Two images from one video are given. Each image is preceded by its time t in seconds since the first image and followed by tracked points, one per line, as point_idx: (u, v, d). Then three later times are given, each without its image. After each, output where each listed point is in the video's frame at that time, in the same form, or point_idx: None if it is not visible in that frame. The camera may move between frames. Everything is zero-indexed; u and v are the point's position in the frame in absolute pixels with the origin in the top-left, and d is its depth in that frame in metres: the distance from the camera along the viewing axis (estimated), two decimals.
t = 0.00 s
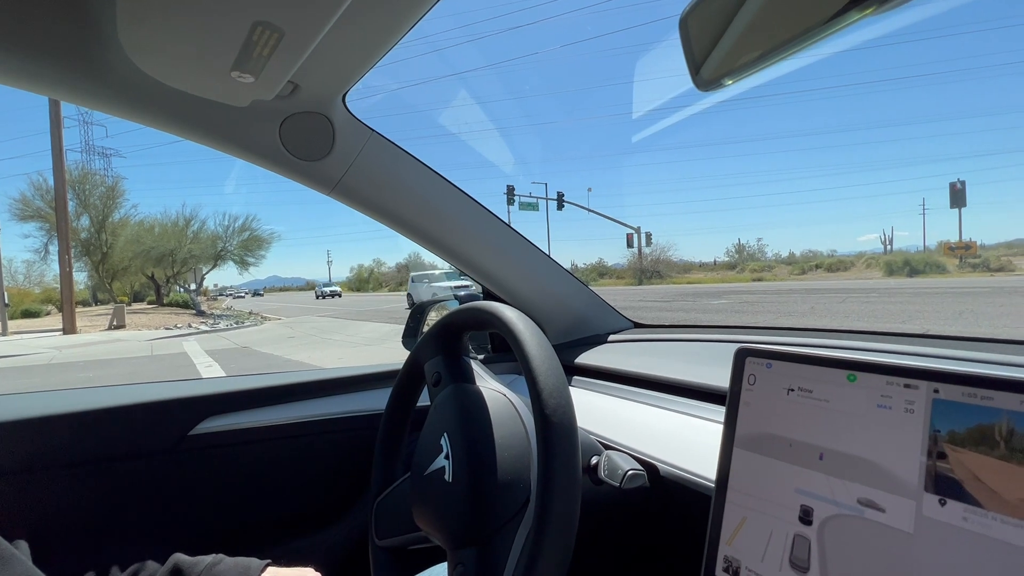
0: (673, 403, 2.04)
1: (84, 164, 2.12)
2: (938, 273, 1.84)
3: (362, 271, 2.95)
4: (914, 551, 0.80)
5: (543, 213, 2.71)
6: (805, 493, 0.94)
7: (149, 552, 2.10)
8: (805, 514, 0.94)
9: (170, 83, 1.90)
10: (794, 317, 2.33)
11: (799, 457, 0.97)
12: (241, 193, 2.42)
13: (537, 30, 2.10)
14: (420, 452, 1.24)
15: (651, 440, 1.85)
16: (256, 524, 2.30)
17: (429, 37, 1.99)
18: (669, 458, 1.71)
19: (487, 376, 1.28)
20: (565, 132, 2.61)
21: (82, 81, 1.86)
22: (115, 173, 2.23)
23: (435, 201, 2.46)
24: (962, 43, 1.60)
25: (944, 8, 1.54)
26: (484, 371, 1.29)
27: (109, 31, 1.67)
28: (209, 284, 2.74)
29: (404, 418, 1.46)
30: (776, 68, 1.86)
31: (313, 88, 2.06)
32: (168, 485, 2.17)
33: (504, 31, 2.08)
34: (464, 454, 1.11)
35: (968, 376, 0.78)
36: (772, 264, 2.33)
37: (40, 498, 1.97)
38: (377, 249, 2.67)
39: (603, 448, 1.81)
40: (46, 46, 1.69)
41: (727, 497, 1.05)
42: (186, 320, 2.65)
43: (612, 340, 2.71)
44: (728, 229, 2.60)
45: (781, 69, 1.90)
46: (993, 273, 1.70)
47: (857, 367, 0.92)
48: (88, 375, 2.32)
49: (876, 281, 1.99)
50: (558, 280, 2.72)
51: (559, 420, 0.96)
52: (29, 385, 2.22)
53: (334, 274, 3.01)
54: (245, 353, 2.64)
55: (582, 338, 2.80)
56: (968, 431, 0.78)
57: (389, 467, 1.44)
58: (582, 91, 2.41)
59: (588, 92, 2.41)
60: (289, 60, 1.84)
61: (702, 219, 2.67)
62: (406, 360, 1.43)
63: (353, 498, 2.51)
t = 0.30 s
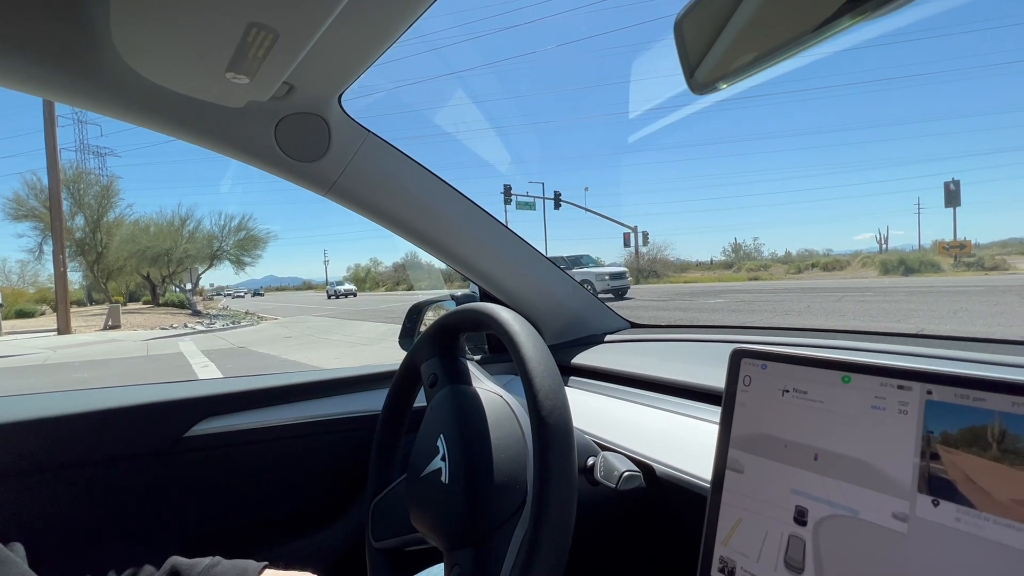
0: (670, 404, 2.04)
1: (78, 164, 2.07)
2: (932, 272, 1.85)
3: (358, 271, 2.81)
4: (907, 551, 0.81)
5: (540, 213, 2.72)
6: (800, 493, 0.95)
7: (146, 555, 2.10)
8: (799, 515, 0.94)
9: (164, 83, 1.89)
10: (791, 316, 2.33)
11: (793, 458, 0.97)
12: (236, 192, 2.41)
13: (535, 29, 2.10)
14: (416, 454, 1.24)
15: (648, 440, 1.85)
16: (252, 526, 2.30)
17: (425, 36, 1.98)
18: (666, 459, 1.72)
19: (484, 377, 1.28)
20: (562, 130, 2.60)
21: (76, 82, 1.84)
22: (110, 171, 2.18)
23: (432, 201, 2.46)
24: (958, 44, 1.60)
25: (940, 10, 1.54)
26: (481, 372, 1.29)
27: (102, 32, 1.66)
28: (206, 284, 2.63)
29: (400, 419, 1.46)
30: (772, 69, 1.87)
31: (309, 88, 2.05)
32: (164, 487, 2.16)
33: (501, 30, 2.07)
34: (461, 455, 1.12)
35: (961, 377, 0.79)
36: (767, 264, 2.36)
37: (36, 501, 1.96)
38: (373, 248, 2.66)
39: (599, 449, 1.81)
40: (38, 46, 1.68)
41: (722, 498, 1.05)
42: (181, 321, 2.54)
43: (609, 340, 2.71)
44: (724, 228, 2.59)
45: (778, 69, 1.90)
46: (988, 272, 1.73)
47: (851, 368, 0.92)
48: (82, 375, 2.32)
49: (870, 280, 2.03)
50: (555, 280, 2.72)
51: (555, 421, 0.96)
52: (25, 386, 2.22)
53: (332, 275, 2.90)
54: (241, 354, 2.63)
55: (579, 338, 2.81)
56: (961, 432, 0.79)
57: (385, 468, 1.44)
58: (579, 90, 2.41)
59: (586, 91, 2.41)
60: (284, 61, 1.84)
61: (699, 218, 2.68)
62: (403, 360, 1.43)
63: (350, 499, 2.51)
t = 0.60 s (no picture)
0: (666, 402, 2.05)
1: (72, 164, 2.06)
2: (926, 271, 1.88)
3: (355, 270, 2.76)
4: (900, 548, 0.82)
5: (536, 213, 2.73)
6: (794, 491, 0.95)
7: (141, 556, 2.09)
8: (794, 512, 0.95)
9: (158, 82, 1.88)
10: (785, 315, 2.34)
11: (788, 455, 0.98)
12: (231, 192, 2.41)
13: (531, 29, 2.10)
14: (413, 454, 1.24)
15: (644, 439, 1.86)
16: (248, 527, 2.30)
17: (420, 36, 1.98)
18: (662, 458, 1.72)
19: (480, 377, 1.29)
20: (557, 131, 2.61)
21: (69, 81, 1.84)
22: (103, 171, 2.16)
23: (428, 201, 2.46)
24: (952, 44, 1.62)
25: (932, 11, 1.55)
26: (477, 372, 1.30)
27: (96, 30, 1.65)
28: (201, 284, 2.62)
29: (396, 419, 1.46)
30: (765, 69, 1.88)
31: (304, 88, 2.05)
32: (159, 488, 2.16)
33: (497, 30, 2.08)
34: (457, 455, 1.12)
35: (952, 375, 0.80)
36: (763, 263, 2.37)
37: (31, 503, 1.95)
38: (368, 249, 2.66)
39: (595, 448, 1.82)
40: (31, 46, 1.67)
41: (718, 495, 1.06)
42: (177, 321, 2.56)
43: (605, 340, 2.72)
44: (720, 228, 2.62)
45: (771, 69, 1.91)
46: (980, 271, 1.75)
47: (844, 366, 0.93)
48: (77, 377, 2.30)
49: (865, 279, 2.03)
50: (551, 279, 2.72)
51: (551, 420, 0.96)
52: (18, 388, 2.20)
53: (328, 276, 2.76)
54: (236, 355, 2.62)
55: (575, 337, 2.81)
56: (952, 429, 0.79)
57: (382, 468, 1.44)
58: (574, 90, 2.42)
59: (580, 92, 2.42)
60: (279, 60, 1.83)
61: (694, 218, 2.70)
62: (400, 361, 1.43)
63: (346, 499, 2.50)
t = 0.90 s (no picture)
0: (660, 401, 2.06)
1: (62, 163, 2.07)
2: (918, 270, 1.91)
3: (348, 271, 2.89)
4: (889, 543, 0.83)
5: (530, 213, 2.73)
6: (786, 487, 0.96)
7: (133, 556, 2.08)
8: (786, 509, 0.96)
9: (150, 81, 1.87)
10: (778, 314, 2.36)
11: (780, 452, 0.99)
12: (224, 192, 2.40)
13: (525, 29, 2.11)
14: (408, 453, 1.24)
15: (638, 437, 1.87)
16: (242, 527, 2.29)
17: (415, 36, 1.99)
18: (656, 456, 1.73)
19: (475, 376, 1.29)
20: (551, 131, 2.62)
21: (59, 80, 1.83)
22: (95, 170, 2.17)
23: (422, 200, 2.45)
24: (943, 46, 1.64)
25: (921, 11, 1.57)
26: (471, 371, 1.30)
27: (87, 29, 1.64)
28: (194, 285, 2.63)
29: (391, 419, 1.46)
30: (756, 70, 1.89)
31: (298, 87, 2.05)
32: (152, 489, 2.14)
33: (491, 30, 2.08)
34: (452, 454, 1.12)
35: (941, 372, 0.81)
36: (756, 263, 2.39)
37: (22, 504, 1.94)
38: (363, 249, 2.66)
39: (590, 447, 1.82)
40: (21, 44, 1.66)
41: (711, 493, 1.07)
42: (169, 322, 2.55)
43: (599, 339, 2.73)
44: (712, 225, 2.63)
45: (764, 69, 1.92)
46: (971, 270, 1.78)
47: (836, 364, 0.94)
48: (71, 378, 2.28)
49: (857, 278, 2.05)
50: (546, 279, 2.72)
51: (545, 419, 0.97)
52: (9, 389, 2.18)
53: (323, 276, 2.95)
54: (230, 355, 2.61)
55: (569, 337, 2.82)
56: (941, 425, 0.80)
57: (376, 468, 1.44)
58: (568, 91, 2.43)
59: (574, 92, 2.43)
60: (272, 59, 1.83)
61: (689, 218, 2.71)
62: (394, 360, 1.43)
63: (341, 499, 2.50)
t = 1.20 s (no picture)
0: (652, 399, 2.07)
1: (49, 162, 2.03)
2: (906, 270, 1.87)
3: (342, 270, 2.91)
4: (876, 538, 0.83)
5: (524, 213, 2.73)
6: (775, 484, 0.97)
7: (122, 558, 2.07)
8: (774, 504, 0.96)
9: (138, 78, 1.86)
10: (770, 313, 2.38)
11: (768, 448, 1.00)
12: (214, 191, 2.38)
13: (517, 29, 2.11)
14: (399, 453, 1.24)
15: (630, 435, 1.87)
16: (232, 528, 2.27)
17: (407, 34, 1.99)
18: (648, 454, 1.74)
19: (467, 375, 1.29)
20: (543, 131, 2.63)
21: (46, 77, 1.81)
22: (83, 170, 2.12)
23: (414, 199, 2.45)
24: (931, 48, 1.66)
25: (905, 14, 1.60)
26: (463, 370, 1.30)
27: (73, 25, 1.62)
28: (184, 284, 2.60)
29: (383, 419, 1.46)
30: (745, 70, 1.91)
31: (288, 84, 2.04)
32: (141, 490, 2.12)
33: (483, 29, 2.08)
34: (444, 453, 1.12)
35: (927, 368, 0.82)
36: (748, 262, 2.40)
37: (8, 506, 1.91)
38: (355, 248, 2.67)
39: (582, 445, 1.83)
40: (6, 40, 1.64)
41: (701, 489, 1.08)
42: (159, 322, 2.54)
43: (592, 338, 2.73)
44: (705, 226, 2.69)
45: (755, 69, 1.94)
46: (958, 269, 1.77)
47: (824, 361, 0.94)
48: (61, 378, 2.24)
49: (846, 277, 2.07)
50: (538, 278, 2.73)
51: (536, 418, 0.97)
52: None
53: (315, 276, 2.93)
54: (221, 355, 2.59)
55: (561, 336, 2.82)
56: (927, 421, 0.81)
57: (368, 468, 1.44)
58: (560, 90, 2.44)
59: (566, 92, 2.44)
60: (262, 56, 1.82)
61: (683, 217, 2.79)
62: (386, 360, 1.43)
63: (333, 499, 2.49)
